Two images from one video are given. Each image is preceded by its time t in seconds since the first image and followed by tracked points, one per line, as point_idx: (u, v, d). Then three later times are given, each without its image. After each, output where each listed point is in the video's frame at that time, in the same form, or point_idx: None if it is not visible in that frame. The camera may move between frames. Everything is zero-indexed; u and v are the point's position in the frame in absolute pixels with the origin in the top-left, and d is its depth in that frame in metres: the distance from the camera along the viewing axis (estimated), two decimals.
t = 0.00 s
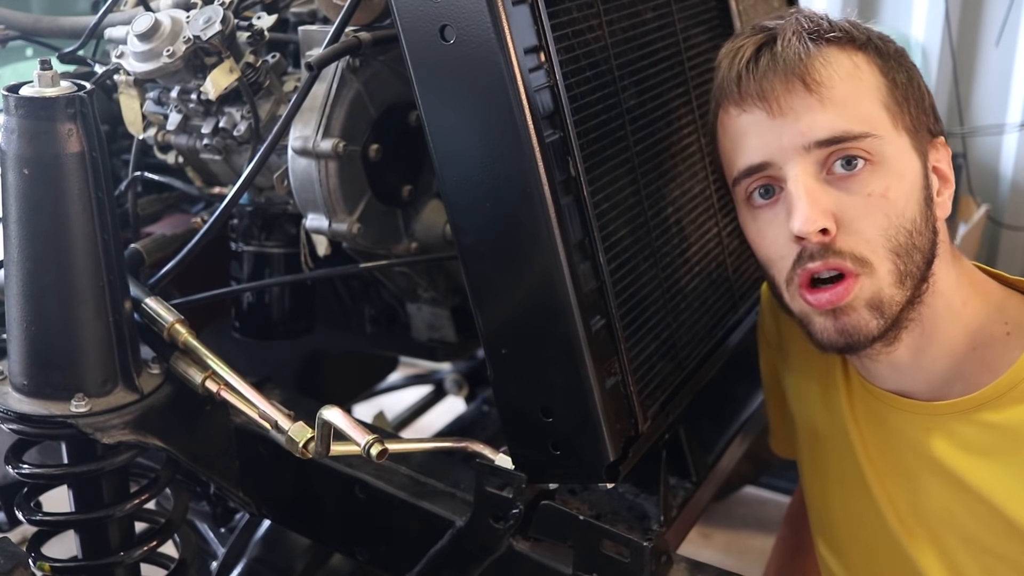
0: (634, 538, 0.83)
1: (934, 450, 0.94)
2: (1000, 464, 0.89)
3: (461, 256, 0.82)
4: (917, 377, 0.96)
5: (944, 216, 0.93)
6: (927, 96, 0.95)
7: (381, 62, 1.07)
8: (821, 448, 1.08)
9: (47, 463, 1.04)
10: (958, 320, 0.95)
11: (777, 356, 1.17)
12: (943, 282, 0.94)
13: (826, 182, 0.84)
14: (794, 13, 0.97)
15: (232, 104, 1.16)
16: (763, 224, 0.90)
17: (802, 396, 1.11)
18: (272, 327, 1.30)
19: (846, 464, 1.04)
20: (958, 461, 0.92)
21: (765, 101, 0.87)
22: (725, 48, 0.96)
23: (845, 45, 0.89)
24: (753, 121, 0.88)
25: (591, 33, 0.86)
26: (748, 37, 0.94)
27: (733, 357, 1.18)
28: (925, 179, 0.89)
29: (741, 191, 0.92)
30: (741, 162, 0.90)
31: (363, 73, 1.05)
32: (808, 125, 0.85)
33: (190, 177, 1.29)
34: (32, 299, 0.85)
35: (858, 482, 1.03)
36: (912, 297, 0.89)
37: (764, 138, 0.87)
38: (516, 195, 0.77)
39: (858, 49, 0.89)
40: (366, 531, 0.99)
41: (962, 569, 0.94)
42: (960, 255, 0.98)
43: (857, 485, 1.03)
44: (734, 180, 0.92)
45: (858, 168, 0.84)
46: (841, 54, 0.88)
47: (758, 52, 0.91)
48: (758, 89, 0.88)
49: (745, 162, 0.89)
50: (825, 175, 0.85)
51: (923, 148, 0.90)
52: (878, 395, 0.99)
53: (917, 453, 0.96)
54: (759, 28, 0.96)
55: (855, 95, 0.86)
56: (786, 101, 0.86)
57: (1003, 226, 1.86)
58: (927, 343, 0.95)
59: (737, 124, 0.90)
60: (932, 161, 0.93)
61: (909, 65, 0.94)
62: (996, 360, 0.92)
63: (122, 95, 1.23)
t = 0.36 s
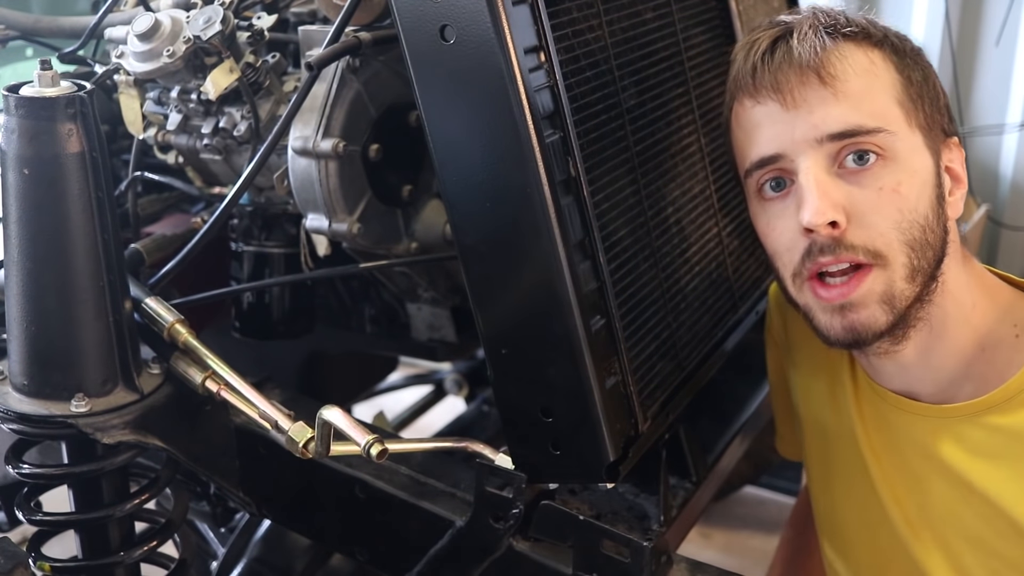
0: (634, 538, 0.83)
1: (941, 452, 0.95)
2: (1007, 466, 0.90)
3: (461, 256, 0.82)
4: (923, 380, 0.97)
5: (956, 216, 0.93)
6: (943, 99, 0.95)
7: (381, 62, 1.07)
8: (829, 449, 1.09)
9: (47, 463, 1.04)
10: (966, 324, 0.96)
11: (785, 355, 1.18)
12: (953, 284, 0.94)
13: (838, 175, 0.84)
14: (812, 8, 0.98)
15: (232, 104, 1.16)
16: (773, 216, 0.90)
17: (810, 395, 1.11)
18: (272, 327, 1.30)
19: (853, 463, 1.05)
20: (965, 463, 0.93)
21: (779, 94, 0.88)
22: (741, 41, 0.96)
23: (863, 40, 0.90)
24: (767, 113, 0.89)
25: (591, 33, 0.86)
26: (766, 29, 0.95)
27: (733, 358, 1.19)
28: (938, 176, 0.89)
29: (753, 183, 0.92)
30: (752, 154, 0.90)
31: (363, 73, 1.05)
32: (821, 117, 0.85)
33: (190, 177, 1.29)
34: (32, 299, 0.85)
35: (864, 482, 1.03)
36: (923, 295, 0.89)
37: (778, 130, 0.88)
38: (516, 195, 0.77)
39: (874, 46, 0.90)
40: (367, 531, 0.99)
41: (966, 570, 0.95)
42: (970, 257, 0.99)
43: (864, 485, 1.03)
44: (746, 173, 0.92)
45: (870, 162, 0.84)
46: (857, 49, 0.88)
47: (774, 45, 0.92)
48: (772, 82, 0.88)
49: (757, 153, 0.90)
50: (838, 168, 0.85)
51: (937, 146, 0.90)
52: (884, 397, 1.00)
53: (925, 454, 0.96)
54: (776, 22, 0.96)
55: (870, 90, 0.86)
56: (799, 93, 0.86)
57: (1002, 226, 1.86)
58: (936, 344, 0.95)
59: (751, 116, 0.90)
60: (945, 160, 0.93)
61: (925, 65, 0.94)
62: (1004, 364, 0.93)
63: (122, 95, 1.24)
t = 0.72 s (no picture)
0: (634, 538, 0.82)
1: (941, 454, 0.95)
2: (1007, 468, 0.90)
3: (461, 256, 0.82)
4: (918, 384, 0.98)
5: (955, 231, 0.89)
6: (981, 104, 0.88)
7: (381, 62, 1.07)
8: (828, 450, 1.09)
9: (47, 463, 1.04)
10: (965, 333, 0.96)
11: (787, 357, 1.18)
12: (956, 294, 0.95)
13: (808, 155, 0.85)
14: None
15: (232, 104, 1.16)
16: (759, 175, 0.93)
17: (810, 395, 1.11)
18: (271, 327, 1.30)
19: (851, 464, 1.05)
20: (965, 465, 0.93)
21: (779, 68, 0.88)
22: (776, 15, 0.94)
23: (885, 28, 0.85)
24: (769, 86, 0.90)
25: (591, 33, 0.86)
26: (798, 8, 0.92)
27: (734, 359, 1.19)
28: (923, 185, 0.86)
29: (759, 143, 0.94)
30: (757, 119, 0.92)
31: (363, 73, 1.05)
32: (804, 97, 0.85)
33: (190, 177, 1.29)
34: (32, 299, 0.85)
35: (862, 484, 1.03)
36: (895, 295, 0.93)
37: (772, 104, 0.89)
38: (516, 194, 0.77)
39: (899, 38, 0.85)
40: (366, 531, 0.99)
41: (964, 572, 0.95)
42: (986, 272, 0.98)
43: (862, 487, 1.04)
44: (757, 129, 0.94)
45: (837, 153, 0.84)
46: (876, 38, 0.84)
47: (798, 17, 0.90)
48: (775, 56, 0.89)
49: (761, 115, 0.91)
50: (810, 148, 0.85)
51: (939, 156, 0.86)
52: (881, 398, 1.00)
53: (924, 457, 0.97)
54: None
55: (867, 81, 0.83)
56: (795, 70, 0.86)
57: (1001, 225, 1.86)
58: (926, 346, 0.96)
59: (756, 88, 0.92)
60: (959, 170, 0.88)
61: (965, 68, 0.87)
62: (1003, 372, 0.93)
63: (122, 96, 1.24)
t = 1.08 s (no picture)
0: (634, 538, 0.82)
1: (944, 452, 0.95)
2: (1008, 467, 0.90)
3: (462, 257, 0.82)
4: (920, 382, 0.98)
5: (961, 233, 0.88)
6: (1005, 102, 0.86)
7: (381, 62, 1.07)
8: (832, 447, 1.09)
9: (47, 463, 1.04)
10: (971, 333, 0.95)
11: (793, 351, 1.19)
12: (966, 295, 0.94)
13: (816, 141, 0.86)
14: None
15: (232, 104, 1.16)
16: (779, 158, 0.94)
17: (815, 390, 1.12)
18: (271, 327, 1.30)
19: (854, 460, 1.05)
20: (967, 464, 0.93)
21: (801, 57, 0.89)
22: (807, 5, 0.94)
23: (909, 22, 0.84)
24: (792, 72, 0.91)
25: (591, 33, 0.86)
26: None
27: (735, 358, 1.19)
28: (928, 183, 0.85)
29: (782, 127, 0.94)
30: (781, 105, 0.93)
31: (363, 73, 1.05)
32: (818, 86, 0.85)
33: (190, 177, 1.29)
34: (32, 299, 0.85)
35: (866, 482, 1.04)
36: (897, 289, 0.94)
37: (790, 91, 0.89)
38: (516, 195, 0.77)
39: (920, 33, 0.84)
40: (366, 531, 0.99)
41: (963, 570, 0.96)
42: (1003, 277, 0.97)
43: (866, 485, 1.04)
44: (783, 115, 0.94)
45: (843, 145, 0.85)
46: (895, 32, 0.84)
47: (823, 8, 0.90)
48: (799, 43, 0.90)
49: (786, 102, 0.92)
50: (820, 135, 0.86)
51: (948, 156, 0.85)
52: (886, 394, 1.00)
53: (928, 455, 0.97)
54: None
55: (881, 74, 0.83)
56: (814, 58, 0.87)
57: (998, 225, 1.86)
58: (928, 342, 0.96)
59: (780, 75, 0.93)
60: (973, 171, 0.86)
61: (990, 67, 0.85)
62: (1007, 374, 0.93)
63: (122, 96, 1.24)
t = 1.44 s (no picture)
0: (634, 538, 0.82)
1: (946, 456, 0.95)
2: (1010, 472, 0.90)
3: (462, 256, 0.82)
4: (919, 382, 0.99)
5: (953, 242, 0.88)
6: (1008, 111, 0.83)
7: (381, 62, 1.07)
8: (834, 447, 1.09)
9: (47, 463, 1.04)
10: (971, 339, 0.96)
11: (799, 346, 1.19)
12: (966, 301, 0.94)
13: (813, 139, 0.88)
14: None
15: (232, 104, 1.16)
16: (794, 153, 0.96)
17: (820, 390, 1.12)
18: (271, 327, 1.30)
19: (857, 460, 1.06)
20: (969, 467, 0.93)
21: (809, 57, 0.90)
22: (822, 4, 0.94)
23: (912, 25, 0.83)
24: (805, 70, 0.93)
25: (591, 33, 0.86)
26: None
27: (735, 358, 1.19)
28: (915, 192, 0.85)
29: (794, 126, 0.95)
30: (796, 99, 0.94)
31: (363, 73, 1.05)
32: (817, 86, 0.87)
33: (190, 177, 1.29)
34: (32, 299, 0.85)
35: (868, 483, 1.04)
36: (892, 291, 0.94)
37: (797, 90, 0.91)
38: (516, 194, 0.77)
39: (922, 38, 0.83)
40: (366, 531, 0.99)
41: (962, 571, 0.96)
42: (1010, 283, 0.96)
43: (868, 486, 1.04)
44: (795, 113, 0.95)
45: (836, 146, 0.86)
46: (897, 36, 0.83)
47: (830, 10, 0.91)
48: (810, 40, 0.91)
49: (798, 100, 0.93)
50: (818, 132, 0.88)
51: (938, 166, 0.84)
52: (890, 395, 1.00)
53: (929, 458, 0.97)
54: None
55: (876, 79, 0.83)
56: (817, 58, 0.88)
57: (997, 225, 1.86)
58: (925, 344, 0.97)
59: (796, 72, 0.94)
60: (965, 182, 0.85)
61: (992, 77, 0.82)
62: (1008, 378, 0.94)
63: (122, 96, 1.24)
